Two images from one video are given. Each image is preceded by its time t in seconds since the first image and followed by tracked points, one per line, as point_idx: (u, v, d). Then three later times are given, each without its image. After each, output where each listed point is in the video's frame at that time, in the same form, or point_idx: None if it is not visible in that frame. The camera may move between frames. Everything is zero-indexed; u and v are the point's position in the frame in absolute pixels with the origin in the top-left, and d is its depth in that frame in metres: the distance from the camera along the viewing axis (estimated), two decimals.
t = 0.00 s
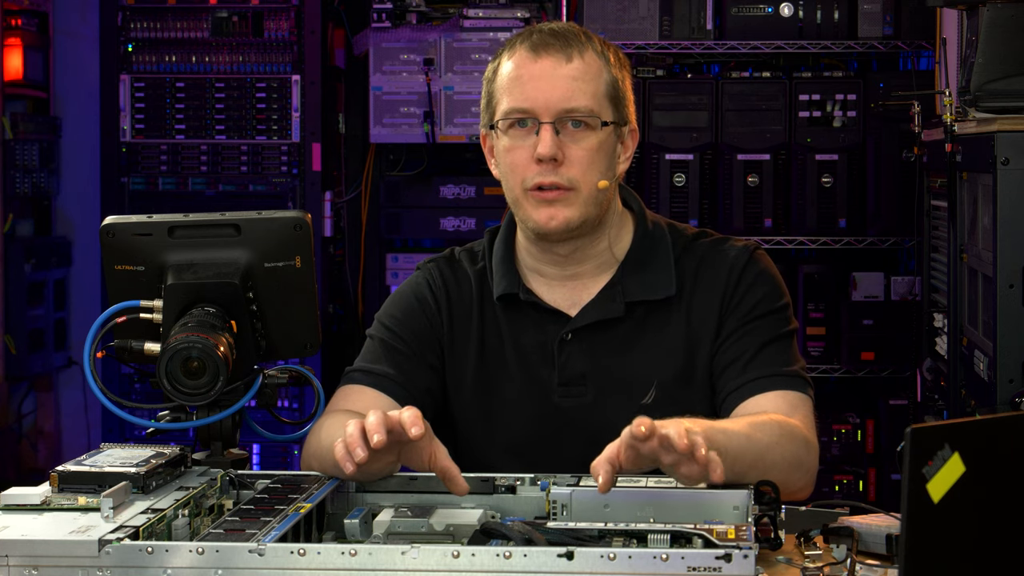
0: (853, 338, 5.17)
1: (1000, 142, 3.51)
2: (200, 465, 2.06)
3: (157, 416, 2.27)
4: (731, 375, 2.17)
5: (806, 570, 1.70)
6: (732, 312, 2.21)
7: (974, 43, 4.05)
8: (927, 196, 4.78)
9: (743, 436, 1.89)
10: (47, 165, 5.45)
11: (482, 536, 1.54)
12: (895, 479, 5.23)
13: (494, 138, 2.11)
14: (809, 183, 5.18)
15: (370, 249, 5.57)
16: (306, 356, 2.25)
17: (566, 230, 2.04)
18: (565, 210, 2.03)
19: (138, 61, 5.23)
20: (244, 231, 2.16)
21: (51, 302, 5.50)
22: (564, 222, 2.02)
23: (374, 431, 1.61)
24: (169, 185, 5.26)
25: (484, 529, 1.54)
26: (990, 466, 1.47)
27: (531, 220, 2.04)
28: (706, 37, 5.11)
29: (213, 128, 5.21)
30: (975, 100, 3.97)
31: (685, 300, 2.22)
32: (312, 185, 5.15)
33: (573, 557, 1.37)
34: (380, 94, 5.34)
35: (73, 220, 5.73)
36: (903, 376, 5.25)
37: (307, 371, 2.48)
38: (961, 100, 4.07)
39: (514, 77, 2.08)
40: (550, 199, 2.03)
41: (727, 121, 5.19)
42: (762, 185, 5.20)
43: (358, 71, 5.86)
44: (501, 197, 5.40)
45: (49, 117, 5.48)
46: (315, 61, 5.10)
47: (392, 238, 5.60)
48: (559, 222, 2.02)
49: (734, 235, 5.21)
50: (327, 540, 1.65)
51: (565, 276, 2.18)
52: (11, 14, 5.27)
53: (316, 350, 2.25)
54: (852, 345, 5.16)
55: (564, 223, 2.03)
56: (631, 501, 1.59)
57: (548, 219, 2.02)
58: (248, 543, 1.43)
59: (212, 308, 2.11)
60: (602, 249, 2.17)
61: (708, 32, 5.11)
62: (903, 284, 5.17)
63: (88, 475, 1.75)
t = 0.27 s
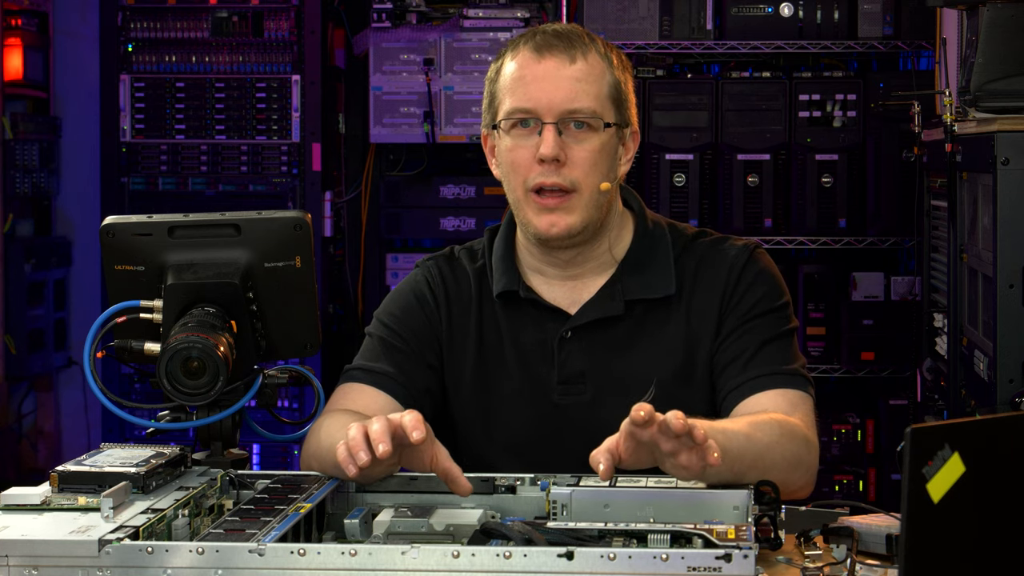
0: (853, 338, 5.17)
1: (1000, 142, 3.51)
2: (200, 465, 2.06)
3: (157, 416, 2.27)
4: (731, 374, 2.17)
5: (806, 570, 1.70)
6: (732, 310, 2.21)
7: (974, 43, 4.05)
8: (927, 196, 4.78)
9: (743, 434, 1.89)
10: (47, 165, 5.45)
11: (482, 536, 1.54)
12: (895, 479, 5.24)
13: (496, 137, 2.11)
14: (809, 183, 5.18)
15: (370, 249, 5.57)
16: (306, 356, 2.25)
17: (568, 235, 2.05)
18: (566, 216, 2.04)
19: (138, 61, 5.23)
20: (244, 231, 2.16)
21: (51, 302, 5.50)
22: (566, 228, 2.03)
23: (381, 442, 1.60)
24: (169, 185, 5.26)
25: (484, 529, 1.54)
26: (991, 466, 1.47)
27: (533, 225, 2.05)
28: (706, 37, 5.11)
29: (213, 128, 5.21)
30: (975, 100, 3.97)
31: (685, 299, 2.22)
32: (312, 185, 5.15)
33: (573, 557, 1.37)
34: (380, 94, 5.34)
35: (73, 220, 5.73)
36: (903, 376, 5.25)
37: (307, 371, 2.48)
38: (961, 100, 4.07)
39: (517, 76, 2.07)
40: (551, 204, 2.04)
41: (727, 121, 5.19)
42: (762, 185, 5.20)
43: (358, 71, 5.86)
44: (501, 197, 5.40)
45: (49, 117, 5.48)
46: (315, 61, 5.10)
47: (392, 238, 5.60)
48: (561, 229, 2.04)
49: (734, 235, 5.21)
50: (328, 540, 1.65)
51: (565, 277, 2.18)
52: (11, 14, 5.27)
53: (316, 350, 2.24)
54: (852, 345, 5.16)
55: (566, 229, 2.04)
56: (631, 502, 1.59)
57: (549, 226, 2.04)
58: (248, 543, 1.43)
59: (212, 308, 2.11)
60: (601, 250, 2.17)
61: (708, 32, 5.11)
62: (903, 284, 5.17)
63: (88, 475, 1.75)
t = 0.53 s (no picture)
0: (854, 338, 5.17)
1: (1000, 142, 3.51)
2: (200, 465, 2.06)
3: (157, 416, 2.27)
4: (731, 375, 2.17)
5: (806, 571, 1.70)
6: (732, 312, 2.21)
7: (974, 43, 4.05)
8: (927, 196, 4.78)
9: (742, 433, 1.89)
10: (47, 165, 5.45)
11: (482, 536, 1.54)
12: (895, 479, 5.24)
13: (504, 127, 2.11)
14: (809, 183, 5.18)
15: (370, 249, 5.57)
16: (306, 356, 2.25)
17: (571, 223, 2.03)
18: (571, 203, 2.02)
19: (138, 61, 5.23)
20: (244, 231, 2.16)
21: (51, 302, 5.50)
22: (569, 215, 2.01)
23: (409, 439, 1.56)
24: (169, 185, 5.26)
25: (484, 529, 1.54)
26: (991, 467, 1.47)
27: (536, 211, 2.04)
28: (706, 37, 5.11)
29: (213, 128, 5.21)
30: (975, 100, 3.97)
31: (685, 300, 2.22)
32: (312, 185, 5.15)
33: (573, 557, 1.37)
34: (380, 94, 5.34)
35: (73, 220, 5.73)
36: (903, 376, 5.25)
37: (307, 371, 2.48)
38: (961, 100, 4.07)
39: (529, 66, 2.08)
40: (556, 190, 2.03)
41: (727, 121, 5.19)
42: (762, 185, 5.20)
43: (358, 71, 5.86)
44: (501, 197, 5.40)
45: (49, 117, 5.48)
46: (315, 61, 5.10)
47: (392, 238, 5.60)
48: (564, 216, 2.01)
49: (734, 235, 5.21)
50: (328, 540, 1.65)
51: (565, 276, 2.18)
52: (11, 14, 5.27)
53: (316, 351, 2.24)
54: (852, 345, 5.16)
55: (570, 217, 2.02)
56: (632, 502, 1.60)
57: (553, 212, 2.02)
58: (248, 543, 1.43)
59: (212, 308, 2.11)
60: (602, 250, 2.16)
61: (708, 32, 5.11)
62: (903, 284, 5.17)
63: (88, 475, 1.75)
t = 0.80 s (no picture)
0: (853, 338, 5.17)
1: (1000, 142, 3.51)
2: (200, 465, 2.06)
3: (157, 416, 2.27)
4: (732, 376, 2.18)
5: (806, 570, 1.70)
6: (733, 313, 2.22)
7: (975, 43, 4.05)
8: (927, 196, 4.78)
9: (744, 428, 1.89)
10: (47, 165, 5.44)
11: (482, 535, 1.53)
12: (895, 479, 5.24)
13: (511, 111, 2.12)
14: (809, 183, 5.18)
15: (370, 249, 5.57)
16: (306, 356, 2.25)
17: (577, 198, 2.00)
18: (577, 177, 2.00)
19: (138, 61, 5.23)
20: (244, 231, 2.16)
21: (51, 302, 5.50)
22: (576, 188, 1.99)
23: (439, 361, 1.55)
24: (169, 185, 5.26)
25: (484, 528, 1.54)
26: (991, 467, 1.47)
27: (543, 187, 2.01)
28: (706, 37, 5.11)
29: (213, 128, 5.21)
30: (975, 100, 3.97)
31: (685, 300, 2.22)
32: (312, 185, 5.15)
33: (573, 557, 1.37)
34: (380, 94, 5.34)
35: (73, 220, 5.73)
36: (903, 376, 5.25)
37: (307, 372, 2.48)
38: (961, 100, 4.07)
39: (538, 50, 2.11)
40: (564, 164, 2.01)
41: (727, 121, 5.19)
42: (762, 185, 5.20)
43: (359, 71, 5.86)
44: (501, 197, 5.40)
45: (49, 117, 5.48)
46: (315, 61, 5.10)
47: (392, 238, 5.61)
48: (571, 189, 1.99)
49: (734, 235, 5.21)
50: (327, 540, 1.65)
51: (565, 271, 2.18)
52: (11, 14, 5.27)
53: (316, 350, 2.24)
54: (852, 345, 5.16)
55: (575, 189, 1.99)
56: (632, 501, 1.60)
57: (560, 182, 2.00)
58: (248, 543, 1.43)
59: (212, 308, 2.12)
60: (604, 245, 2.16)
61: (708, 32, 5.11)
62: (903, 284, 5.17)
63: (88, 475, 1.75)
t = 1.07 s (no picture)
0: (853, 338, 5.17)
1: (1000, 142, 3.51)
2: (200, 466, 2.06)
3: (158, 416, 2.27)
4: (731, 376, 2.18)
5: (806, 570, 1.70)
6: (733, 313, 2.22)
7: (975, 43, 4.05)
8: (927, 196, 4.78)
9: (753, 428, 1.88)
10: (47, 164, 5.44)
11: (482, 535, 1.53)
12: (895, 479, 5.24)
13: (515, 98, 2.16)
14: (809, 183, 5.18)
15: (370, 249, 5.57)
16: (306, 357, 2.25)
17: (580, 171, 2.02)
18: (580, 151, 2.02)
19: (138, 61, 5.23)
20: (244, 231, 2.16)
21: (51, 302, 5.50)
22: (579, 161, 2.01)
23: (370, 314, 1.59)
24: (169, 185, 5.26)
25: (484, 528, 1.54)
26: (991, 467, 1.47)
27: (546, 162, 2.03)
28: (706, 37, 5.11)
29: (213, 128, 5.21)
30: (975, 100, 3.97)
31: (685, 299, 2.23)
32: (312, 185, 5.15)
33: (573, 557, 1.37)
34: (380, 94, 5.34)
35: (73, 219, 5.74)
36: (903, 376, 5.25)
37: (308, 372, 2.48)
38: (961, 100, 4.07)
39: (543, 40, 2.18)
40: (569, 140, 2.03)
41: (727, 121, 5.19)
42: (762, 185, 5.20)
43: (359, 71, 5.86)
44: (501, 197, 5.40)
45: (49, 117, 5.48)
46: (315, 61, 5.10)
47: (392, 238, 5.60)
48: (574, 161, 2.01)
49: (734, 235, 5.21)
50: (327, 540, 1.65)
51: (565, 264, 2.20)
52: (11, 14, 5.27)
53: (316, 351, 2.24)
54: (852, 345, 5.16)
55: (579, 163, 2.01)
56: (632, 501, 1.60)
57: (563, 157, 2.02)
58: (248, 543, 1.43)
59: (212, 308, 2.12)
60: (605, 238, 2.18)
61: (708, 32, 5.11)
62: (903, 284, 5.17)
63: (88, 475, 1.75)
